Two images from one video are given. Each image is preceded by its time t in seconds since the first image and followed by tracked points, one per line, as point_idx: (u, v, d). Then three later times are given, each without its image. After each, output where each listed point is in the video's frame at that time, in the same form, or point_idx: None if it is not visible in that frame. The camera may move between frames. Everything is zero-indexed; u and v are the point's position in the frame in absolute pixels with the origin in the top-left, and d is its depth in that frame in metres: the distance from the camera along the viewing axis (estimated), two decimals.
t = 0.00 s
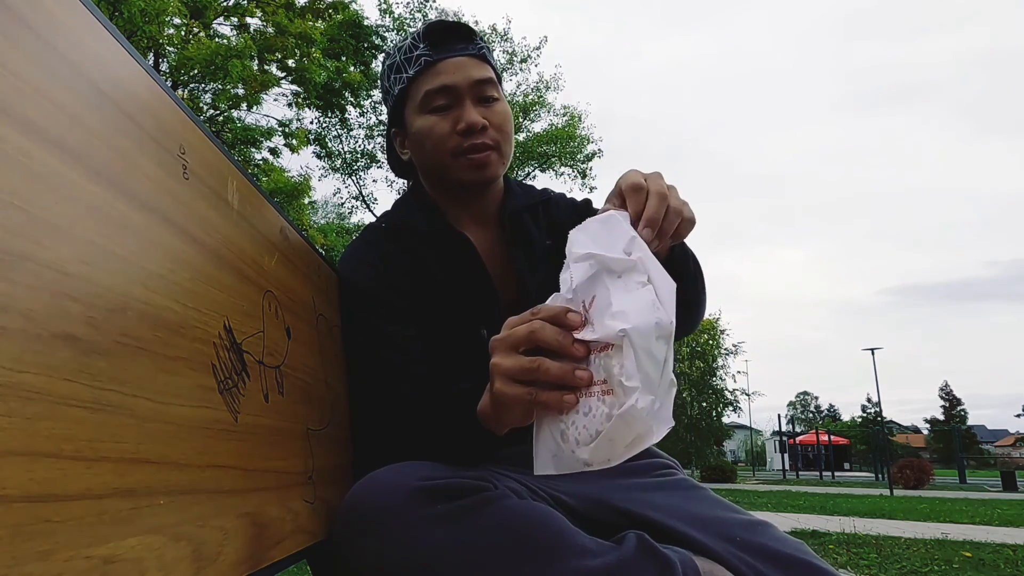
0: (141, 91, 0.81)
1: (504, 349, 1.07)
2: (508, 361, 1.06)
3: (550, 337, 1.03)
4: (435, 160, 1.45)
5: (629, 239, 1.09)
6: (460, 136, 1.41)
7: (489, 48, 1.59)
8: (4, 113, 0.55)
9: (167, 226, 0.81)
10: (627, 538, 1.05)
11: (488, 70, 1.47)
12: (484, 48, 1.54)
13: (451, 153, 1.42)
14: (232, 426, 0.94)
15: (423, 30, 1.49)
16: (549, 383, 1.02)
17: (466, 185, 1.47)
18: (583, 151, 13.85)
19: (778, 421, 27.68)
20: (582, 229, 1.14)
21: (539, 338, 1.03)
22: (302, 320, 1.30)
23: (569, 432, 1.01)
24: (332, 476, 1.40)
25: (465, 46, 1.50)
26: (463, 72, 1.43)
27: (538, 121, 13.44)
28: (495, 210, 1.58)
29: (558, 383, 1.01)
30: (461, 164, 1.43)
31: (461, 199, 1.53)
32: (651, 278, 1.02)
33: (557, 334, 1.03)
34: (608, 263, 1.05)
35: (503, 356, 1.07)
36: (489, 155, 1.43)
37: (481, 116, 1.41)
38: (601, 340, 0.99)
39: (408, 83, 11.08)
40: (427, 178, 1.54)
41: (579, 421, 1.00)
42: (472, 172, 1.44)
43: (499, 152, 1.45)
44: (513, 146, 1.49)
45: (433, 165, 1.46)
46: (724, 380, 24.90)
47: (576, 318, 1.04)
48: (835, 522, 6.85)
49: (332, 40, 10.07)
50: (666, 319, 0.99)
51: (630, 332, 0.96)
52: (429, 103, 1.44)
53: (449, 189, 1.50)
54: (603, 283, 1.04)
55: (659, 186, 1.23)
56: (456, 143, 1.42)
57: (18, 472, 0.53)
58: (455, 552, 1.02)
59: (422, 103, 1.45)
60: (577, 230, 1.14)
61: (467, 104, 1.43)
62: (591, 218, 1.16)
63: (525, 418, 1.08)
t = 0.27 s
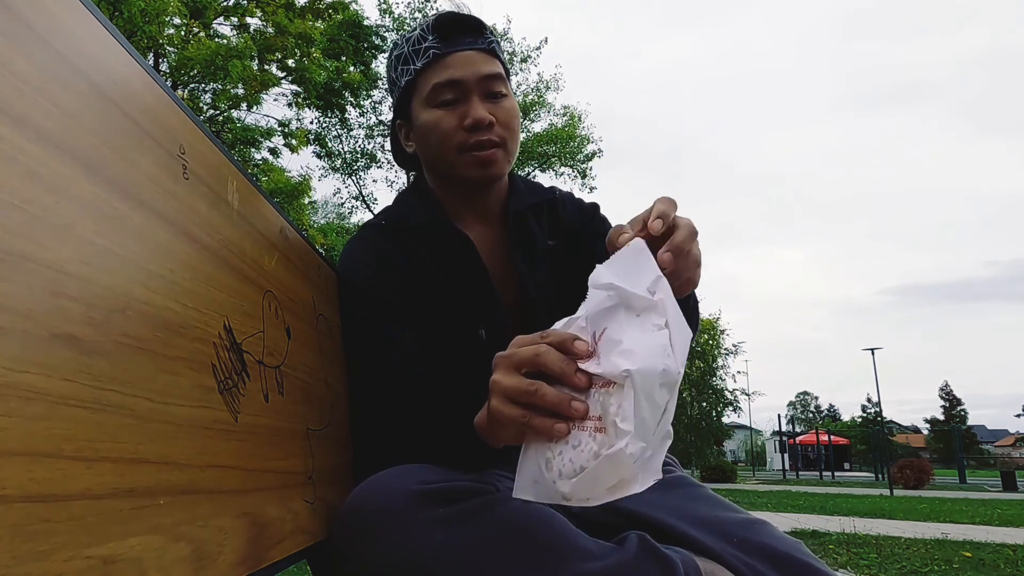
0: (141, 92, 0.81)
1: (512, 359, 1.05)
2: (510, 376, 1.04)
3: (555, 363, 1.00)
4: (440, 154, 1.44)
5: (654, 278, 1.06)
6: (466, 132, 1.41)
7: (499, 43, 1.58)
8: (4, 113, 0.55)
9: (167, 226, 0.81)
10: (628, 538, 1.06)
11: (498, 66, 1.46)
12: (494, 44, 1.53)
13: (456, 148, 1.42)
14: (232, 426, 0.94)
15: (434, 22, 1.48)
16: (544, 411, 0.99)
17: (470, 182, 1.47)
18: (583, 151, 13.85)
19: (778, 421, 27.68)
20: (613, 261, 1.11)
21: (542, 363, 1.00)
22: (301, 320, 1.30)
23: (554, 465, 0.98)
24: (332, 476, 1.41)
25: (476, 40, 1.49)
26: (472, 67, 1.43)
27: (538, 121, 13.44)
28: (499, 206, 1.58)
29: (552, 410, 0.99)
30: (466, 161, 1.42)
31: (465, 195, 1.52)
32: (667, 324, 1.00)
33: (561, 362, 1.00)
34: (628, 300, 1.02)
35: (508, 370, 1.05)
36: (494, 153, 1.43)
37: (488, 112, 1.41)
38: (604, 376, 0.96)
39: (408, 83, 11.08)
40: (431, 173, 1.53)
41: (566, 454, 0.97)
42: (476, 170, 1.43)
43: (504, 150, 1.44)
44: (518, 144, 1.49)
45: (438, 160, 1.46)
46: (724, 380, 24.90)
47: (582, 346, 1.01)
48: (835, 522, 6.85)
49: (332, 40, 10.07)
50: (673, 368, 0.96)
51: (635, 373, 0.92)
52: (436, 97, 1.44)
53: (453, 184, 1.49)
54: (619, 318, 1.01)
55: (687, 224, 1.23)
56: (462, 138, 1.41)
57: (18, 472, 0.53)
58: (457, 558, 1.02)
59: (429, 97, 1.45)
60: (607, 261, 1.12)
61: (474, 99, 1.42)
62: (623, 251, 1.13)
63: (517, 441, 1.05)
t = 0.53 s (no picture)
0: (141, 92, 0.81)
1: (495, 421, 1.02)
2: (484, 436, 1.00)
3: (540, 436, 0.98)
4: (457, 150, 1.42)
5: (673, 394, 0.99)
6: (487, 131, 1.39)
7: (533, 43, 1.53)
8: (4, 113, 0.55)
9: (167, 227, 0.81)
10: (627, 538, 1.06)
11: (526, 68, 1.43)
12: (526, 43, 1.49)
13: (475, 146, 1.40)
14: (232, 427, 0.94)
15: (468, 15, 1.42)
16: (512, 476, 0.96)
17: (484, 181, 1.46)
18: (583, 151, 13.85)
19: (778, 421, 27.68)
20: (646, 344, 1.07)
21: (528, 431, 0.99)
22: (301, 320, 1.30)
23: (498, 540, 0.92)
24: (332, 476, 1.41)
25: (509, 38, 1.45)
26: (502, 67, 1.39)
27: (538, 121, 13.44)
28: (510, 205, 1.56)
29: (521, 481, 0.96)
30: (483, 160, 1.41)
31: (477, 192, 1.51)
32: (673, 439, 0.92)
33: (548, 434, 0.99)
34: (635, 415, 0.97)
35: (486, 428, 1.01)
36: (511, 156, 1.42)
37: (511, 114, 1.39)
38: (585, 471, 0.92)
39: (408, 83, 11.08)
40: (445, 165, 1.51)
41: (516, 533, 0.91)
42: (492, 170, 1.42)
43: (522, 154, 1.44)
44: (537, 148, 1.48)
45: (455, 155, 1.44)
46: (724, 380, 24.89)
47: (575, 423, 0.99)
48: (835, 522, 6.85)
49: (331, 40, 10.07)
50: (660, 491, 0.86)
51: (616, 485, 0.86)
52: (460, 92, 1.41)
53: (467, 181, 1.48)
54: (625, 412, 0.97)
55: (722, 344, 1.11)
56: (482, 137, 1.40)
57: (19, 472, 0.53)
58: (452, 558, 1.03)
59: (453, 90, 1.41)
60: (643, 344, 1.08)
61: (498, 99, 1.40)
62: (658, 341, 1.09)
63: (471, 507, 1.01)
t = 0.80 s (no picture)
0: (141, 92, 0.80)
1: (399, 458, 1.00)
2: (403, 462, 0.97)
3: (464, 453, 0.94)
4: (479, 144, 1.38)
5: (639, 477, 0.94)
6: (511, 130, 1.35)
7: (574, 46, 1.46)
8: (4, 113, 0.55)
9: (167, 227, 0.81)
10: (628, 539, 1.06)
11: (564, 72, 1.38)
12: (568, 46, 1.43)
13: (497, 144, 1.36)
14: (232, 427, 0.94)
15: (513, 10, 1.35)
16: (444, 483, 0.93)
17: (500, 179, 1.42)
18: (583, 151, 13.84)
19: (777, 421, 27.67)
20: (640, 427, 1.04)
21: (450, 451, 0.94)
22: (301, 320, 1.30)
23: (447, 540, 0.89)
24: (331, 476, 1.40)
25: (551, 40, 1.38)
26: (539, 68, 1.33)
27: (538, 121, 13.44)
28: (525, 202, 1.54)
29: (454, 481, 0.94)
30: (502, 160, 1.37)
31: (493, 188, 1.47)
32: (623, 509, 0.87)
33: (469, 453, 0.94)
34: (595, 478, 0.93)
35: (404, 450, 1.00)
36: (532, 159, 1.38)
37: (538, 117, 1.34)
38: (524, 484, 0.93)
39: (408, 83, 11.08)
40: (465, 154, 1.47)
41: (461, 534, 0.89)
42: (511, 171, 1.38)
43: (543, 158, 1.40)
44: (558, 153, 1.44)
45: (476, 148, 1.39)
46: (724, 380, 24.90)
47: (536, 463, 0.93)
48: (835, 522, 6.85)
49: (331, 40, 10.07)
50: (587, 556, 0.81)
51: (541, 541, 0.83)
52: (491, 85, 1.35)
53: (484, 176, 1.44)
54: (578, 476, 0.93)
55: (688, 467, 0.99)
56: (505, 136, 1.35)
57: (18, 472, 0.53)
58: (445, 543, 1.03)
59: (484, 82, 1.35)
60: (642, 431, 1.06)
61: (529, 99, 1.34)
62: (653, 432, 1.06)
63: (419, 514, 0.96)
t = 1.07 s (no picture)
0: (141, 93, 0.81)
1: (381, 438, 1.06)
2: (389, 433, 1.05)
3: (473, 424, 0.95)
4: (491, 142, 1.37)
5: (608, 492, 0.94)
6: (523, 129, 1.34)
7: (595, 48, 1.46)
8: (4, 114, 0.55)
9: (167, 227, 0.81)
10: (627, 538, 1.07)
11: (581, 74, 1.37)
12: (588, 48, 1.42)
13: (508, 142, 1.36)
14: (232, 427, 0.94)
15: (535, 7, 1.35)
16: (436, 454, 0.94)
17: (510, 179, 1.42)
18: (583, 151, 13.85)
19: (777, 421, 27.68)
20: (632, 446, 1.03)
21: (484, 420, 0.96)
22: (301, 320, 1.30)
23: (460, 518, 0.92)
24: (332, 476, 1.40)
25: (571, 40, 1.37)
26: (556, 68, 1.33)
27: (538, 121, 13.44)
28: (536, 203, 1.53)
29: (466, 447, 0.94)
30: (511, 159, 1.37)
31: (502, 188, 1.47)
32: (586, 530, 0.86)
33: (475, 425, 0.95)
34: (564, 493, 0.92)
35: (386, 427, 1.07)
36: (542, 160, 1.37)
37: (551, 118, 1.34)
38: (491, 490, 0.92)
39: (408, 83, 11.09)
40: (477, 151, 1.47)
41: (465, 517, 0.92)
42: (520, 171, 1.38)
43: (553, 160, 1.39)
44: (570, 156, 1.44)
45: (487, 145, 1.39)
46: (724, 380, 24.90)
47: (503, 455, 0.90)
48: (835, 522, 6.85)
49: (331, 40, 10.07)
50: (558, 561, 0.80)
51: (509, 540, 0.82)
52: (507, 82, 1.34)
53: (494, 174, 1.44)
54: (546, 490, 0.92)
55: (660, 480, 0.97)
56: (516, 134, 1.35)
57: (18, 472, 0.53)
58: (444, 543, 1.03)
59: (499, 79, 1.35)
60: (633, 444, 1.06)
61: (544, 99, 1.34)
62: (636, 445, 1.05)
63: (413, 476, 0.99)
